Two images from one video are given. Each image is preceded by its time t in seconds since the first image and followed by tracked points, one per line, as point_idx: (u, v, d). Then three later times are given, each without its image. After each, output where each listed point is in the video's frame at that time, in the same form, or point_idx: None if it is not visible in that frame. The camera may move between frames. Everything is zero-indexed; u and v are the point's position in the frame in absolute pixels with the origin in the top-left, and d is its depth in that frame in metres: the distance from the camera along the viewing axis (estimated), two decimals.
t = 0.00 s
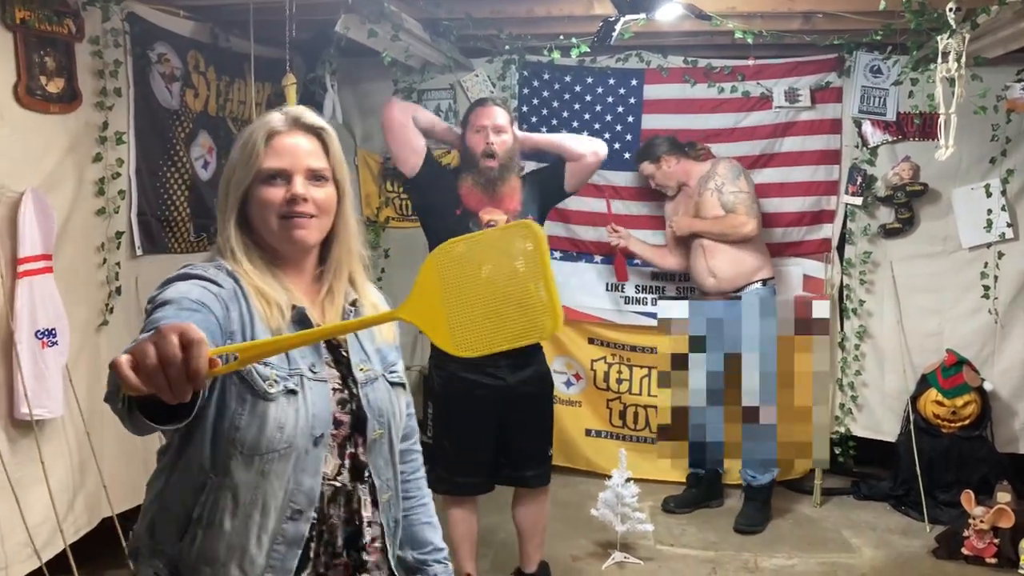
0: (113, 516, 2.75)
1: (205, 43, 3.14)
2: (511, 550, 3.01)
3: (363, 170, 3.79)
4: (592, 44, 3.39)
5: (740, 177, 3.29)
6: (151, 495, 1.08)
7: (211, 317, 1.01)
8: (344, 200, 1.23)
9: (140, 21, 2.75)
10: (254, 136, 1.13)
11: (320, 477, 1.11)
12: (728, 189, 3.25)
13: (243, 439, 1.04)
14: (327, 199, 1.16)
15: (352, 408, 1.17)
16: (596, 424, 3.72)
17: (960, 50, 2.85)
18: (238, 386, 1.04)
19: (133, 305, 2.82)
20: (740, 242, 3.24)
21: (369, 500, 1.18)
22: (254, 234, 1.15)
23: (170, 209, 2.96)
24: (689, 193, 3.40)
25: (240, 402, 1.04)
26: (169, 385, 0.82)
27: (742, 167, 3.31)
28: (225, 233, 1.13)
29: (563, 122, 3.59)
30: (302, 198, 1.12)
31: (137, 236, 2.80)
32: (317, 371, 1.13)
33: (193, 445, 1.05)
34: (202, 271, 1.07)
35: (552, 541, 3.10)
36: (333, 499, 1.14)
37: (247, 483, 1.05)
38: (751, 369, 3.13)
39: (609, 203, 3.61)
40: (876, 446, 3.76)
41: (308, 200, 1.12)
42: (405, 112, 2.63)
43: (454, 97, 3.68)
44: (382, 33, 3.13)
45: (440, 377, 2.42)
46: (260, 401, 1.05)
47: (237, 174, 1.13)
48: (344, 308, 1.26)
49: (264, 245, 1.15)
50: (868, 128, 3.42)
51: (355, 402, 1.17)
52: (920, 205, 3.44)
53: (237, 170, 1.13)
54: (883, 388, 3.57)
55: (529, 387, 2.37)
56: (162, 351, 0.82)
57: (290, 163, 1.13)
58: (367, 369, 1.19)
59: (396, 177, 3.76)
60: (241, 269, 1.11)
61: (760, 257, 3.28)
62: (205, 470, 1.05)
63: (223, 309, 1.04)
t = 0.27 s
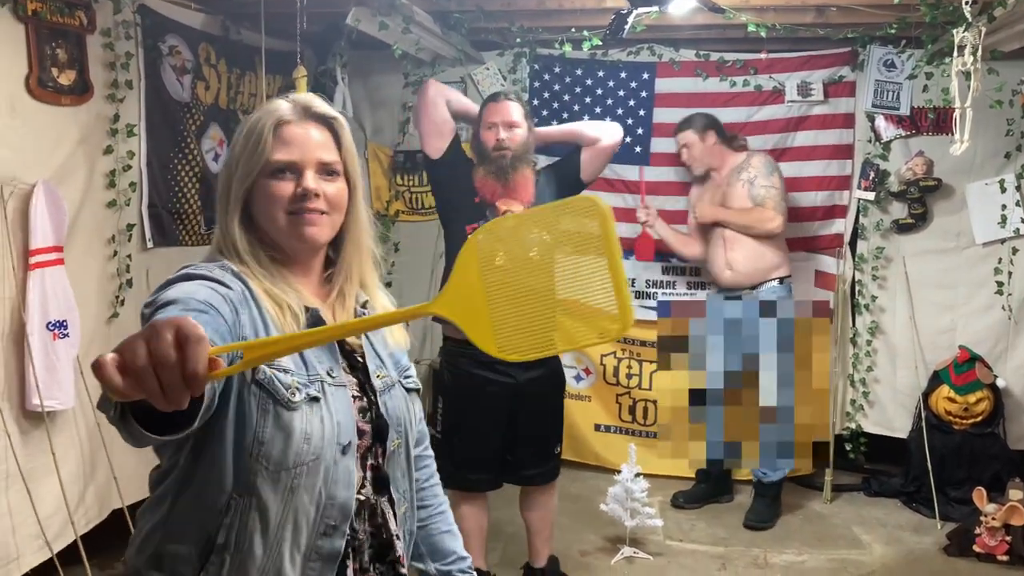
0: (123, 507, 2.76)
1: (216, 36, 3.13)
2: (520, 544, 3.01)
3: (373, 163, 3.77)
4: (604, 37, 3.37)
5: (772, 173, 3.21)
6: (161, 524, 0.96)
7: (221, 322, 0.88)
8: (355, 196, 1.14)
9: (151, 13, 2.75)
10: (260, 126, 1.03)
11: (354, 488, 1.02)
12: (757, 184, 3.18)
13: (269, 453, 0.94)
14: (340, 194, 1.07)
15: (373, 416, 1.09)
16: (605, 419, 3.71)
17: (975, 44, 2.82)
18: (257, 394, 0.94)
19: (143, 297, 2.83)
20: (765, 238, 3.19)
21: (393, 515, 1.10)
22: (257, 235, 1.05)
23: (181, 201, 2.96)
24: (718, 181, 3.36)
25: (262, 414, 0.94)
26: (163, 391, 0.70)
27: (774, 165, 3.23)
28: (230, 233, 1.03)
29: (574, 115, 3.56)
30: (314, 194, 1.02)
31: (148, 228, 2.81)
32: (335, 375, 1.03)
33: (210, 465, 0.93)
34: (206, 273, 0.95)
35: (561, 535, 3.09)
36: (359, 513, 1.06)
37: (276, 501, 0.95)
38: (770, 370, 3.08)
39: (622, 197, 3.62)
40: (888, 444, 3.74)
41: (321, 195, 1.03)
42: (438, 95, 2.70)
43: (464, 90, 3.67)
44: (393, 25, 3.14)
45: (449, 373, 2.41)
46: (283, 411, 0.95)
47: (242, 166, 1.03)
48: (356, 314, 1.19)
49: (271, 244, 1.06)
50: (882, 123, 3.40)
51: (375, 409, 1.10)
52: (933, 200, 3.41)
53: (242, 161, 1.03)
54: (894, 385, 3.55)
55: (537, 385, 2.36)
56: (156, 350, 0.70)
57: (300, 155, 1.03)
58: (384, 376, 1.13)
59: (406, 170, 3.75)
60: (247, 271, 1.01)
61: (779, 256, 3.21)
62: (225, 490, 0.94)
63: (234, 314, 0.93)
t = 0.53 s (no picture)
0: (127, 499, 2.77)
1: (223, 28, 3.13)
2: (525, 538, 3.01)
3: (379, 157, 3.79)
4: (611, 31, 3.36)
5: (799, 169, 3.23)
6: (101, 552, 0.86)
7: (184, 324, 0.80)
8: (325, 185, 1.09)
9: (157, 5, 2.75)
10: (225, 105, 0.97)
11: (320, 517, 1.00)
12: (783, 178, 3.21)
13: (234, 476, 0.87)
14: (311, 180, 1.02)
15: (347, 433, 1.06)
16: (610, 413, 3.71)
17: (985, 38, 2.80)
18: (222, 411, 0.87)
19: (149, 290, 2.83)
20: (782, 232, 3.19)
21: (362, 540, 1.09)
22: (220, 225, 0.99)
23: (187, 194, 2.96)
24: (743, 170, 3.30)
25: (227, 431, 0.87)
26: (130, 406, 0.61)
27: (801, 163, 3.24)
28: (190, 223, 0.95)
29: (580, 109, 3.53)
30: (286, 180, 0.96)
31: (153, 221, 2.81)
32: (305, 390, 0.98)
33: (164, 488, 0.84)
34: (168, 270, 0.87)
35: (566, 529, 3.09)
36: (330, 541, 1.05)
37: (239, 527, 0.89)
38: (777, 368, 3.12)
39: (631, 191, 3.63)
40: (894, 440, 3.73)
41: (293, 183, 0.97)
42: (450, 88, 2.71)
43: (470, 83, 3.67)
44: (398, 18, 3.12)
45: (458, 366, 2.41)
46: (251, 429, 0.89)
47: (204, 149, 0.96)
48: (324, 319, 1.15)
49: (235, 235, 0.99)
50: (889, 117, 3.39)
51: (350, 424, 1.06)
52: (940, 195, 3.40)
53: (204, 143, 0.96)
54: (900, 380, 3.54)
55: (546, 382, 2.34)
56: (123, 354, 0.61)
57: (269, 140, 0.98)
58: (359, 388, 1.09)
59: (412, 163, 3.74)
60: (209, 270, 0.94)
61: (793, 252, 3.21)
62: (180, 519, 0.86)
63: (199, 318, 0.85)
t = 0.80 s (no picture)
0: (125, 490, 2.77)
1: (220, 18, 3.12)
2: (522, 529, 3.02)
3: (376, 148, 3.79)
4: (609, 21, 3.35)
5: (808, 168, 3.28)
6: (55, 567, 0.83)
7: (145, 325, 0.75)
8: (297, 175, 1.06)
9: None
10: (192, 89, 0.93)
11: (287, 534, 0.96)
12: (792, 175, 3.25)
13: (197, 492, 0.84)
14: (282, 171, 0.99)
15: (319, 444, 1.05)
16: (608, 405, 3.72)
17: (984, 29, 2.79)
18: (184, 423, 0.83)
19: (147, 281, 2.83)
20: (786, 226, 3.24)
21: (332, 556, 1.08)
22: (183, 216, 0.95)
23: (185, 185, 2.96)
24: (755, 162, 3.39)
25: (190, 445, 0.83)
26: (64, 431, 0.57)
27: (813, 160, 3.27)
28: (151, 214, 0.91)
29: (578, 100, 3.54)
30: (256, 172, 0.94)
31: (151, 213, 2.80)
32: (275, 400, 0.96)
33: (120, 504, 0.81)
34: (128, 268, 0.82)
35: (564, 520, 3.10)
36: (301, 558, 1.04)
37: (201, 545, 0.86)
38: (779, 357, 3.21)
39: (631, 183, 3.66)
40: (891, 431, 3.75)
41: (264, 175, 0.95)
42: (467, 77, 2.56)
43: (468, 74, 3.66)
44: (396, 9, 3.13)
45: (465, 357, 2.42)
46: (217, 442, 0.85)
47: (166, 135, 0.93)
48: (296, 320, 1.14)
49: (200, 231, 0.96)
50: (887, 109, 3.38)
51: (323, 435, 1.05)
52: (938, 187, 3.40)
53: (165, 129, 0.92)
54: (897, 372, 3.55)
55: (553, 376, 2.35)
56: (58, 375, 0.57)
57: (237, 127, 0.94)
58: (331, 395, 1.08)
59: (410, 155, 3.75)
60: (173, 267, 0.90)
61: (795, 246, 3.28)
62: (136, 536, 0.82)
63: (162, 319, 0.80)
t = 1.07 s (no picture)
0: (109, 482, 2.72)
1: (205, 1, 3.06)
2: (513, 518, 2.99)
3: (365, 134, 3.74)
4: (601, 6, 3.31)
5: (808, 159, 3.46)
6: None
7: (97, 325, 0.73)
8: (267, 159, 1.02)
9: None
10: (154, 62, 0.87)
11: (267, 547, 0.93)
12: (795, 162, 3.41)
13: (160, 506, 0.81)
14: (251, 154, 0.95)
15: (295, 449, 1.01)
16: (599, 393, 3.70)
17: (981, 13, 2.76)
18: (145, 430, 0.79)
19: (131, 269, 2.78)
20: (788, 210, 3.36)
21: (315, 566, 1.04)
22: (141, 206, 0.91)
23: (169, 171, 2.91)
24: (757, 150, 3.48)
25: (152, 454, 0.80)
26: None
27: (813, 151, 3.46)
28: (108, 202, 0.87)
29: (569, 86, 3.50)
30: (224, 157, 0.89)
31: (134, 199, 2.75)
32: (246, 403, 0.92)
33: (78, 517, 0.78)
34: (83, 261, 0.79)
35: (555, 509, 3.08)
36: (280, 571, 1.00)
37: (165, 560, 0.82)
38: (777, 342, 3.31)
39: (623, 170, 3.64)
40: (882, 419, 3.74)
41: (231, 159, 0.91)
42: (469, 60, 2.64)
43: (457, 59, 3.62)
44: None
45: (464, 344, 2.38)
46: (181, 450, 0.81)
47: (124, 115, 0.87)
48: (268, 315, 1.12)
49: (162, 221, 0.93)
50: (880, 95, 3.36)
51: (300, 439, 1.01)
52: (931, 174, 3.38)
53: (124, 108, 0.87)
54: (888, 360, 3.53)
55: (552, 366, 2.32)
56: None
57: (202, 108, 0.90)
58: (308, 396, 1.05)
59: (399, 141, 3.70)
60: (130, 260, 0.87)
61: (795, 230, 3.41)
62: (97, 549, 0.80)
63: (118, 318, 0.78)
